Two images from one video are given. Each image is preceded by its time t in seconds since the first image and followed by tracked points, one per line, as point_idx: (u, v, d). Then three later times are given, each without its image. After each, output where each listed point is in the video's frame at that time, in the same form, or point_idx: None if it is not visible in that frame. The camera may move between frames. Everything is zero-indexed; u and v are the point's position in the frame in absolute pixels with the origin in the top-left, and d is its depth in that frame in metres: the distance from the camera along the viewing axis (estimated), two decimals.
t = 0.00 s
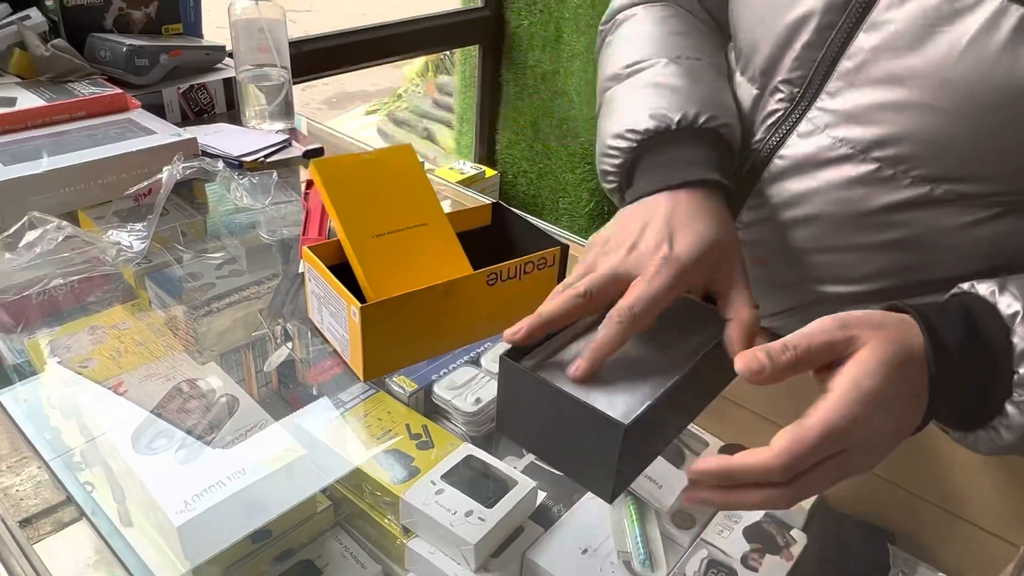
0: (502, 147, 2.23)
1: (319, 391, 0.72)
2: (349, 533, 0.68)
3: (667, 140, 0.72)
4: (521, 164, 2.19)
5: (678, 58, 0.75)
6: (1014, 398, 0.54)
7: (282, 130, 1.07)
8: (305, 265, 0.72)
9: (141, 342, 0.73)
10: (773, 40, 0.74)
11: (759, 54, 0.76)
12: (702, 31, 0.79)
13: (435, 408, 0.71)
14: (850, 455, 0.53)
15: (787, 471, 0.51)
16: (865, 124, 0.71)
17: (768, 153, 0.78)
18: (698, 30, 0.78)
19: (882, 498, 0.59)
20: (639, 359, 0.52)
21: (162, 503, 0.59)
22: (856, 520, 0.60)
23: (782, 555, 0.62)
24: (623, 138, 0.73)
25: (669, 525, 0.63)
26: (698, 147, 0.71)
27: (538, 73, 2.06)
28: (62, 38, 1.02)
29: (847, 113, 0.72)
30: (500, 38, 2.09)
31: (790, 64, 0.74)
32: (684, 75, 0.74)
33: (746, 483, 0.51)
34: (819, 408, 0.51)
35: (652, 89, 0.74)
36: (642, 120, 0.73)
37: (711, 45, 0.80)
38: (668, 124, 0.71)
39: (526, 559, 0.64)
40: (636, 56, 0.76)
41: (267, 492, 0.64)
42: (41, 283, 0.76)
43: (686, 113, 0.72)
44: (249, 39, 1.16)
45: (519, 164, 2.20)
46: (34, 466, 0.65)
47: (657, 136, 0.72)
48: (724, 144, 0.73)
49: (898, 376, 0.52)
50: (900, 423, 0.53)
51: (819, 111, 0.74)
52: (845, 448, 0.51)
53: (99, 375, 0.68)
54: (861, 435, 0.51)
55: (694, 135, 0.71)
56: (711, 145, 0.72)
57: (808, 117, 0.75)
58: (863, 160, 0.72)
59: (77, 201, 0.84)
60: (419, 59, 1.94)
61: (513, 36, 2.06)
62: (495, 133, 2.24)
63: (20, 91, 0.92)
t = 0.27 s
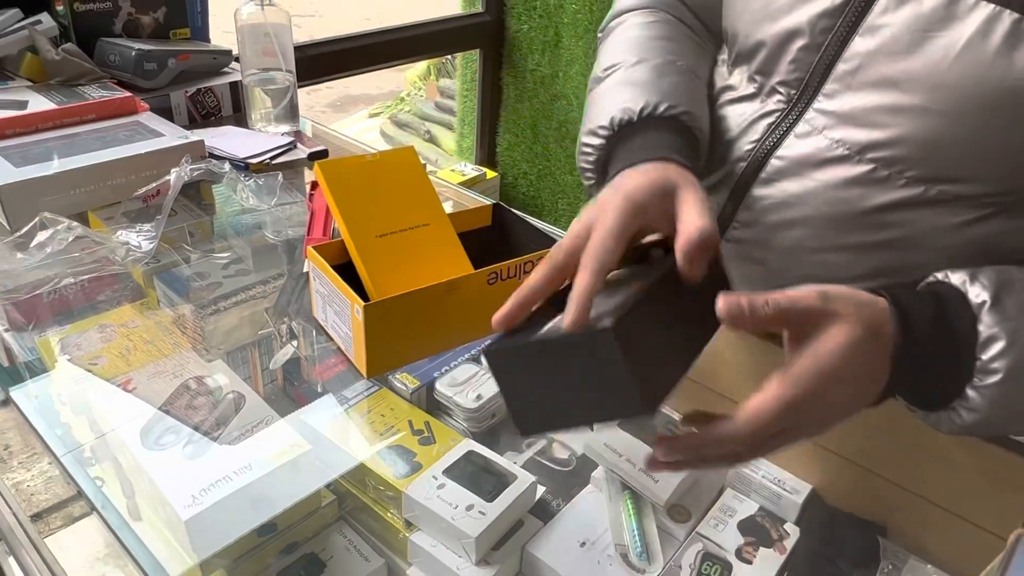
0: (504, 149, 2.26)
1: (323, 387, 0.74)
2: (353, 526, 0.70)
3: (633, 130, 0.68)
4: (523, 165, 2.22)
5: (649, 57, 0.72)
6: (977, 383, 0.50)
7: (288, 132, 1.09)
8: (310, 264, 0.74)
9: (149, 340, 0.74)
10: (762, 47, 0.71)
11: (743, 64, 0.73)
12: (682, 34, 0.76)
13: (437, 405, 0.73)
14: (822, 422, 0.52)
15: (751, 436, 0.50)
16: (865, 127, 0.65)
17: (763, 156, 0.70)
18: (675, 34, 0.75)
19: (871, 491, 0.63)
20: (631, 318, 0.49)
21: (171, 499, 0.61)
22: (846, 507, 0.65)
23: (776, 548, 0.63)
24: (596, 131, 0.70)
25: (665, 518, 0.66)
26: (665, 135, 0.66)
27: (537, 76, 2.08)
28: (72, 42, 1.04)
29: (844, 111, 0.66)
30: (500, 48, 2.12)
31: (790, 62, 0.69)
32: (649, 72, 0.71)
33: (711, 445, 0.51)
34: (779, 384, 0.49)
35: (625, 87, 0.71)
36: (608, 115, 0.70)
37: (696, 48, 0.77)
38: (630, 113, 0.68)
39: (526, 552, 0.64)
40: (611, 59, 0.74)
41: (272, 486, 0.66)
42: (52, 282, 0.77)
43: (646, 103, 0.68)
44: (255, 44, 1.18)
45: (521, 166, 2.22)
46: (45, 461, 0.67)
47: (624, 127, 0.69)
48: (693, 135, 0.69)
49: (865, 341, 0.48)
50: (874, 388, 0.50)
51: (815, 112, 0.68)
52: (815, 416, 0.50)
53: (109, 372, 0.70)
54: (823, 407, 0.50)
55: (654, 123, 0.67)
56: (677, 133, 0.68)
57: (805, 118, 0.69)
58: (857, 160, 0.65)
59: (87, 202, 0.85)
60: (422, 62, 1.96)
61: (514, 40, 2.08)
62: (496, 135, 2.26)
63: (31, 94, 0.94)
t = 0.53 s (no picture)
0: (503, 150, 2.27)
1: (324, 386, 0.74)
2: (353, 525, 0.70)
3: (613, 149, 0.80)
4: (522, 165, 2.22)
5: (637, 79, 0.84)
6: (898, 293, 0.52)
7: (288, 133, 1.10)
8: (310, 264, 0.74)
9: (151, 339, 0.75)
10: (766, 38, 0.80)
11: (733, 67, 0.86)
12: (672, 55, 0.89)
13: (437, 403, 0.74)
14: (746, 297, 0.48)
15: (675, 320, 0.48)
16: (849, 118, 0.74)
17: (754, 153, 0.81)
18: (667, 54, 0.88)
19: (869, 489, 0.63)
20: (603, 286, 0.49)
21: (171, 498, 0.61)
22: (844, 508, 0.64)
23: (774, 546, 0.63)
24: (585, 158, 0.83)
25: (663, 517, 0.66)
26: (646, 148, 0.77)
27: (537, 77, 2.09)
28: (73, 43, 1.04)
29: (829, 108, 0.76)
30: (500, 49, 2.12)
31: (778, 66, 0.81)
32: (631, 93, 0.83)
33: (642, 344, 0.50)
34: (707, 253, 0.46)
35: (616, 107, 0.82)
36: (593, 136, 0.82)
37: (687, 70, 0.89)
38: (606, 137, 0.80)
39: (526, 550, 0.65)
40: (608, 80, 0.87)
41: (273, 485, 0.66)
42: (53, 282, 0.77)
43: (622, 125, 0.79)
44: (256, 44, 1.18)
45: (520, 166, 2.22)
46: (47, 460, 0.67)
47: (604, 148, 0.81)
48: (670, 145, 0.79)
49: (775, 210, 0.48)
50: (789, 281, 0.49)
51: (806, 108, 0.78)
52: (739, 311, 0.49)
53: (110, 371, 0.70)
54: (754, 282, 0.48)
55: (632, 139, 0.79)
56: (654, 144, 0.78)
57: (795, 115, 0.79)
58: (844, 153, 0.74)
59: (89, 202, 0.86)
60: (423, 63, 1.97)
61: (514, 41, 2.09)
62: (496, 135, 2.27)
63: (32, 95, 0.94)
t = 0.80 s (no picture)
0: (503, 151, 2.27)
1: (325, 387, 0.75)
2: (353, 525, 0.70)
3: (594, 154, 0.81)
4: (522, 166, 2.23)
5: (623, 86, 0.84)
6: (877, 307, 0.52)
7: (289, 134, 1.10)
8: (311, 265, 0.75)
9: (152, 339, 0.75)
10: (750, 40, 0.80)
11: (721, 67, 0.85)
12: (662, 63, 0.88)
13: (437, 404, 0.74)
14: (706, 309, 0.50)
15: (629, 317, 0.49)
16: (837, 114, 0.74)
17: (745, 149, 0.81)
18: (657, 62, 0.88)
19: (867, 488, 0.63)
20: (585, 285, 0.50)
21: (172, 498, 0.61)
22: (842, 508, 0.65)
23: (773, 546, 0.63)
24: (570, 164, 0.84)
25: (663, 516, 0.66)
26: (627, 151, 0.79)
27: (537, 78, 2.08)
28: (74, 45, 1.04)
29: (818, 104, 0.75)
30: (501, 48, 2.12)
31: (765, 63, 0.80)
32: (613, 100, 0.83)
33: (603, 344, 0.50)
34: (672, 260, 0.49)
35: (599, 112, 0.83)
36: (576, 142, 0.83)
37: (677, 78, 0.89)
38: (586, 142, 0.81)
39: (526, 550, 0.65)
40: (596, 88, 0.87)
41: (273, 484, 0.66)
42: (54, 282, 0.77)
43: (601, 130, 0.80)
44: (256, 46, 1.18)
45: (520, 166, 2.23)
46: (48, 460, 0.68)
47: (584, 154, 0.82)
48: (651, 149, 0.80)
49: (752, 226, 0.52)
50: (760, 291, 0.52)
51: (792, 105, 0.78)
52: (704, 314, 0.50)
53: (111, 372, 0.71)
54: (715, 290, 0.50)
55: (610, 144, 0.80)
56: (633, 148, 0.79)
57: (782, 112, 0.79)
58: (833, 147, 0.74)
59: (90, 204, 0.86)
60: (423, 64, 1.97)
61: (513, 43, 2.09)
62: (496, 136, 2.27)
63: (34, 97, 0.94)
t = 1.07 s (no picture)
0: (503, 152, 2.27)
1: (325, 388, 0.75)
2: (353, 527, 0.70)
3: (588, 137, 0.85)
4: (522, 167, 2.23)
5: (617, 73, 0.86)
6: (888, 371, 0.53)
7: (289, 135, 1.10)
8: (310, 266, 0.74)
9: (153, 340, 0.75)
10: (744, 43, 0.80)
11: (720, 68, 0.85)
12: (656, 51, 0.90)
13: (437, 405, 0.74)
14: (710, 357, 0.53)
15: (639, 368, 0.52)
16: (837, 117, 0.73)
17: (745, 151, 0.81)
18: (651, 50, 0.90)
19: (867, 488, 0.63)
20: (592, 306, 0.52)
21: (173, 499, 0.61)
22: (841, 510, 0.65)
23: (773, 547, 0.62)
24: (564, 145, 0.88)
25: (663, 517, 0.66)
26: (621, 135, 0.82)
27: (537, 79, 2.08)
28: (75, 46, 1.04)
29: (816, 106, 0.75)
30: (501, 49, 2.13)
31: (762, 65, 0.79)
32: (608, 85, 0.86)
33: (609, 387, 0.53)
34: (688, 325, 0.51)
35: (592, 95, 0.86)
36: (570, 122, 0.86)
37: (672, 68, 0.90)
38: (582, 122, 0.85)
39: (526, 551, 0.65)
40: (590, 74, 0.89)
41: (274, 485, 0.66)
42: (55, 284, 0.77)
43: (597, 110, 0.84)
44: (256, 47, 1.19)
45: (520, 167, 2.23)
46: (49, 461, 0.68)
47: (579, 136, 0.86)
48: (644, 133, 0.83)
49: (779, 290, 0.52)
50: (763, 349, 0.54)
51: (790, 107, 0.77)
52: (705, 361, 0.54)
53: (112, 373, 0.71)
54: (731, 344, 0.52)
55: (606, 125, 0.84)
56: (627, 131, 0.83)
57: (780, 114, 0.79)
58: (833, 151, 0.74)
59: (91, 205, 0.86)
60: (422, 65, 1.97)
61: (513, 44, 2.09)
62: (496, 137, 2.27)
63: (35, 99, 0.94)
